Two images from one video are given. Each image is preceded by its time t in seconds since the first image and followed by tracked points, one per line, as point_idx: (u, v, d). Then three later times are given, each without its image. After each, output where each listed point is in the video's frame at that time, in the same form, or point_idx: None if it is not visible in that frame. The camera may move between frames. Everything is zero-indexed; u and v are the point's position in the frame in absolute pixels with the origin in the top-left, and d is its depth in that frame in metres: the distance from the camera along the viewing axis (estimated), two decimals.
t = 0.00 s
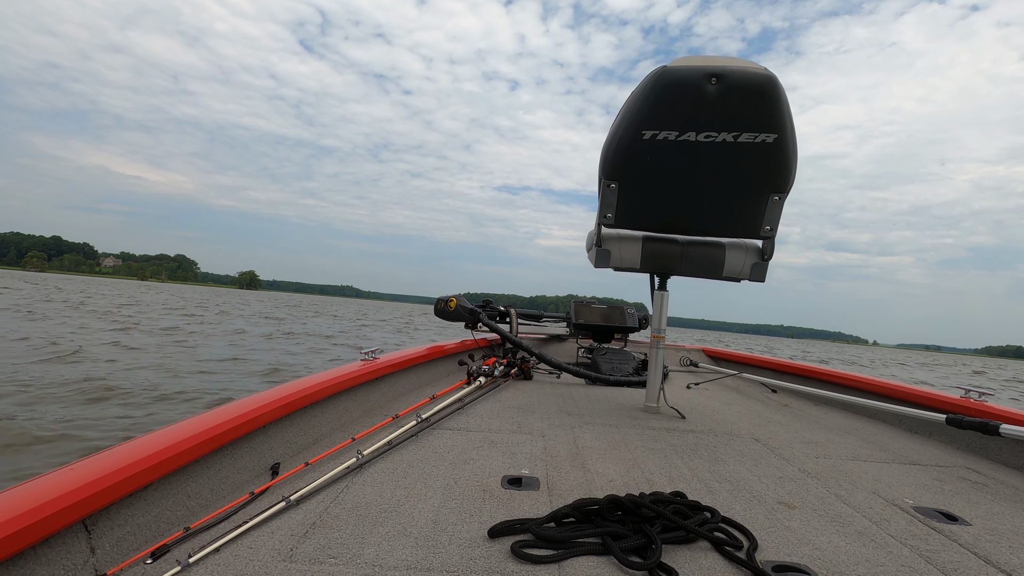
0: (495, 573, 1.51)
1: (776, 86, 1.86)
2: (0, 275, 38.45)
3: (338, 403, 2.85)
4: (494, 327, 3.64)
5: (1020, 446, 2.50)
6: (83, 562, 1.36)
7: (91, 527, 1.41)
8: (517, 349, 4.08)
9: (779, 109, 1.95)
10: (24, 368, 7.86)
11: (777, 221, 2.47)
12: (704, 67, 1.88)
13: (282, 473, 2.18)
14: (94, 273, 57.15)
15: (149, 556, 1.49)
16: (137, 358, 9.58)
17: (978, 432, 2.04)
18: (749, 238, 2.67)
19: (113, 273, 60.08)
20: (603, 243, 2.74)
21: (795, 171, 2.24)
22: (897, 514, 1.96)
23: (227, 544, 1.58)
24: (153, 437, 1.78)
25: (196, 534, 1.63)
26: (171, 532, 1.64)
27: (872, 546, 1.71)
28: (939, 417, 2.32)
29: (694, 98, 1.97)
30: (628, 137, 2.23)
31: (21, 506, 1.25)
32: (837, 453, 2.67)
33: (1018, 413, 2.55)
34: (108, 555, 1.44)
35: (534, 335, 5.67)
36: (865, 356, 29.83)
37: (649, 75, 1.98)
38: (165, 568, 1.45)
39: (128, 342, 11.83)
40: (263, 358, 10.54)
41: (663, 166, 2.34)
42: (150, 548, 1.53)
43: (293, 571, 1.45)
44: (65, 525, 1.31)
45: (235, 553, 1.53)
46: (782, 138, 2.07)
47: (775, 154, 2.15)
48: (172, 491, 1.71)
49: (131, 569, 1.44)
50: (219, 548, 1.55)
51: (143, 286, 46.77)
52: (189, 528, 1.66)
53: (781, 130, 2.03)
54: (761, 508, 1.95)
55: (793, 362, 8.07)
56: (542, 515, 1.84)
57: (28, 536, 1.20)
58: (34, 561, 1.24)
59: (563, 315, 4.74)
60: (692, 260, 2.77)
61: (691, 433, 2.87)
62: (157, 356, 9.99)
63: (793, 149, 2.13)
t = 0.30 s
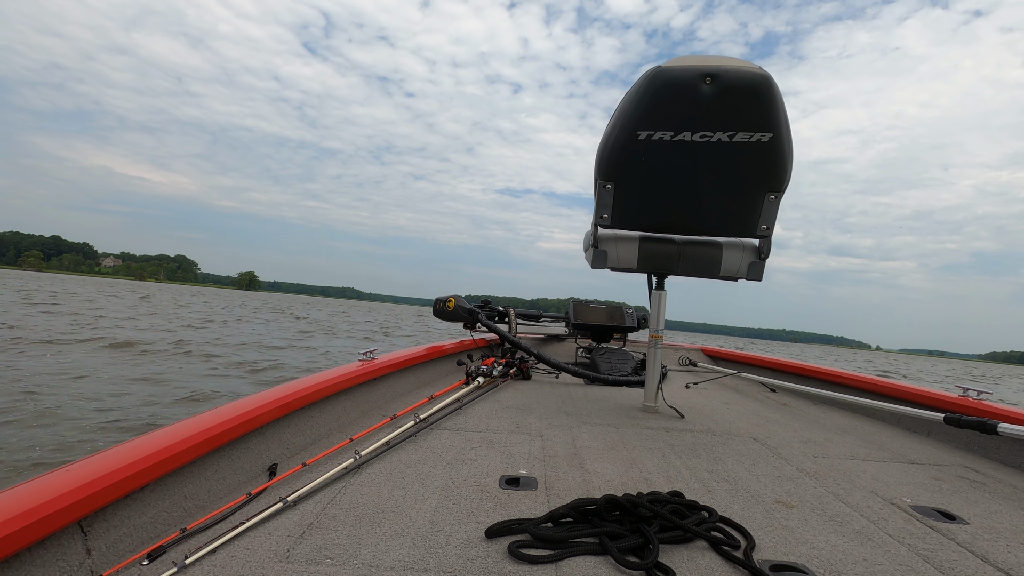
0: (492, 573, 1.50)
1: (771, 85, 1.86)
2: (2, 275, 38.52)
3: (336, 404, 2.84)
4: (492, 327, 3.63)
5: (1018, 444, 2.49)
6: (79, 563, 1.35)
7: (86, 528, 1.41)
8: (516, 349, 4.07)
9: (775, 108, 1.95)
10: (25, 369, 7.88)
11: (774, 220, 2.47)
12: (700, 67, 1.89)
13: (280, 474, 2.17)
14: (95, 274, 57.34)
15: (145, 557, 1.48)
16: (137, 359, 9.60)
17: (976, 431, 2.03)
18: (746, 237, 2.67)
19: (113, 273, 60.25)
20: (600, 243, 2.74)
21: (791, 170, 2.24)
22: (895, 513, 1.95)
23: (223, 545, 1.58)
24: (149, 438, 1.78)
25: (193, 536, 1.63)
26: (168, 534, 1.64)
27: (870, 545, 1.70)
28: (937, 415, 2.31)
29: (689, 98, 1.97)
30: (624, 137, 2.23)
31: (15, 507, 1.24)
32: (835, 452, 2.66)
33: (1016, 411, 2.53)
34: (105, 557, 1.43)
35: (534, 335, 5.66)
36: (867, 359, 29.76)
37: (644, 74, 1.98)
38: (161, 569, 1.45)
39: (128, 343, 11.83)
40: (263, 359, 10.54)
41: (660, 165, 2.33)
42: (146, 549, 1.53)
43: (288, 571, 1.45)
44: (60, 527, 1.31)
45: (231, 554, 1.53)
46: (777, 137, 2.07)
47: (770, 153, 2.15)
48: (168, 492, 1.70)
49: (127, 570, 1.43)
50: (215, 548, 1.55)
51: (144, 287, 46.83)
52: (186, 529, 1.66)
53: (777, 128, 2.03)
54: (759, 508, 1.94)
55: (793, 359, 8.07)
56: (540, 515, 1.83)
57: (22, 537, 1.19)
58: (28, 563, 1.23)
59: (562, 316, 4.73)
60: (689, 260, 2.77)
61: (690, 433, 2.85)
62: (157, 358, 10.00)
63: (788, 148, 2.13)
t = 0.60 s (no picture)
0: (494, 574, 1.50)
1: (774, 86, 1.88)
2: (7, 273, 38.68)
3: (337, 404, 2.85)
4: (493, 328, 3.64)
5: (1018, 446, 2.48)
6: (83, 562, 1.37)
7: (90, 527, 1.42)
8: (516, 350, 4.08)
9: (777, 110, 1.97)
10: (27, 367, 7.90)
11: (776, 222, 2.48)
12: (703, 68, 1.91)
13: (281, 473, 2.18)
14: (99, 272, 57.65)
15: (148, 556, 1.50)
16: (139, 358, 9.62)
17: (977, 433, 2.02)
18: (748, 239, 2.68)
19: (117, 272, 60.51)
20: (602, 244, 2.75)
21: (792, 172, 2.26)
22: (897, 515, 1.94)
23: (226, 544, 1.59)
24: (152, 437, 1.79)
25: (195, 535, 1.64)
26: (171, 533, 1.65)
27: (871, 546, 1.69)
28: (937, 417, 2.30)
29: (692, 99, 1.99)
30: (627, 138, 2.25)
31: (20, 506, 1.25)
32: (836, 454, 2.65)
33: (1016, 413, 2.53)
34: (108, 556, 1.44)
35: (534, 336, 5.67)
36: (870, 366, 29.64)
37: (648, 75, 2.00)
38: (165, 568, 1.46)
39: (130, 342, 11.86)
40: (264, 358, 10.56)
41: (662, 167, 2.35)
42: (150, 548, 1.54)
43: (291, 571, 1.46)
44: (65, 525, 1.32)
45: (234, 553, 1.54)
46: (779, 139, 2.09)
47: (773, 155, 2.16)
48: (171, 491, 1.71)
49: (131, 569, 1.44)
50: (218, 548, 1.56)
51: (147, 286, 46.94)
52: (188, 528, 1.67)
53: (779, 131, 2.05)
54: (760, 509, 1.94)
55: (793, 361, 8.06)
56: (541, 516, 1.84)
57: (27, 536, 1.20)
58: (33, 561, 1.24)
59: (563, 317, 4.73)
60: (691, 261, 2.77)
61: (691, 434, 2.85)
62: (159, 356, 10.03)
63: (791, 150, 2.15)
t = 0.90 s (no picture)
0: (494, 573, 1.50)
1: (776, 84, 1.85)
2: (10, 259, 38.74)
3: (337, 401, 2.85)
4: (493, 325, 3.63)
5: (1020, 446, 2.47)
6: (81, 560, 1.37)
7: (88, 524, 1.42)
8: (517, 347, 4.07)
9: (779, 108, 1.94)
10: (30, 354, 7.93)
11: (777, 221, 2.45)
12: (704, 66, 1.88)
13: (281, 471, 2.18)
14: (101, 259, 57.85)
15: (147, 554, 1.50)
16: (141, 348, 9.65)
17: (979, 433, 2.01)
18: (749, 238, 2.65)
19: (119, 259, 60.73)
20: (602, 242, 2.72)
21: (795, 170, 2.22)
22: (898, 514, 1.93)
23: (226, 542, 1.59)
24: (151, 435, 1.79)
25: (195, 533, 1.64)
26: (170, 531, 1.66)
27: (873, 546, 1.69)
28: (938, 417, 2.29)
29: (693, 97, 1.96)
30: (627, 137, 2.21)
31: (18, 504, 1.25)
32: (836, 453, 2.64)
33: (1017, 413, 2.51)
34: (106, 554, 1.44)
35: (534, 334, 5.66)
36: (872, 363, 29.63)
37: (648, 73, 1.96)
38: (163, 566, 1.46)
39: (132, 331, 11.89)
40: (264, 350, 10.58)
41: (663, 166, 2.32)
42: (148, 546, 1.55)
43: (291, 569, 1.46)
44: (62, 523, 1.32)
45: (233, 551, 1.54)
46: (782, 137, 2.06)
47: (774, 154, 2.13)
48: (170, 489, 1.71)
49: (129, 567, 1.45)
50: (217, 546, 1.56)
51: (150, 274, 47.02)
52: (187, 526, 1.67)
53: (782, 128, 2.02)
54: (761, 508, 1.94)
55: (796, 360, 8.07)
56: (541, 515, 1.84)
57: (24, 534, 1.20)
58: (31, 559, 1.25)
59: (563, 314, 4.71)
60: (692, 260, 2.74)
61: (691, 432, 2.84)
62: (162, 346, 10.07)
63: (792, 149, 2.12)
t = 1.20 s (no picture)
0: (491, 572, 1.51)
1: (772, 85, 1.90)
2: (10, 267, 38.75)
3: (337, 403, 2.86)
4: (492, 326, 3.64)
5: (1016, 445, 2.47)
6: (81, 560, 1.38)
7: (88, 525, 1.43)
8: (516, 348, 4.09)
9: (776, 108, 1.98)
10: (31, 361, 7.95)
11: (774, 222, 2.48)
12: (702, 67, 1.92)
13: (280, 472, 2.20)
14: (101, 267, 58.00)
15: (147, 555, 1.51)
16: (141, 355, 9.67)
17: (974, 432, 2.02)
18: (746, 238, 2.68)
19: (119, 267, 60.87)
20: (601, 242, 2.75)
21: (791, 171, 2.26)
22: (894, 513, 1.94)
23: (224, 543, 1.60)
24: (150, 436, 1.80)
25: (194, 533, 1.65)
26: (169, 531, 1.67)
27: (869, 545, 1.70)
28: (934, 416, 2.30)
29: (691, 98, 2.00)
30: (626, 137, 2.25)
31: (18, 505, 1.27)
32: (833, 453, 2.65)
33: (1013, 412, 2.52)
34: (106, 554, 1.45)
35: (533, 335, 5.68)
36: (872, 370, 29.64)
37: (647, 74, 2.01)
38: (163, 566, 1.47)
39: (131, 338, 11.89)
40: (264, 356, 10.60)
41: (661, 166, 2.36)
42: (148, 547, 1.56)
43: (289, 569, 1.46)
44: (61, 524, 1.33)
45: (232, 551, 1.55)
46: (778, 138, 2.10)
47: (771, 154, 2.17)
48: (169, 490, 1.72)
49: (129, 567, 1.46)
50: (216, 546, 1.57)
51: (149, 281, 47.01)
52: (186, 527, 1.68)
53: (778, 129, 2.06)
54: (758, 507, 1.95)
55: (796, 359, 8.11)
56: (539, 515, 1.84)
57: (25, 533, 1.22)
58: (31, 559, 1.26)
59: (562, 316, 4.74)
60: (690, 260, 2.77)
61: (689, 432, 2.85)
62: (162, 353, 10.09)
63: (789, 149, 2.16)
